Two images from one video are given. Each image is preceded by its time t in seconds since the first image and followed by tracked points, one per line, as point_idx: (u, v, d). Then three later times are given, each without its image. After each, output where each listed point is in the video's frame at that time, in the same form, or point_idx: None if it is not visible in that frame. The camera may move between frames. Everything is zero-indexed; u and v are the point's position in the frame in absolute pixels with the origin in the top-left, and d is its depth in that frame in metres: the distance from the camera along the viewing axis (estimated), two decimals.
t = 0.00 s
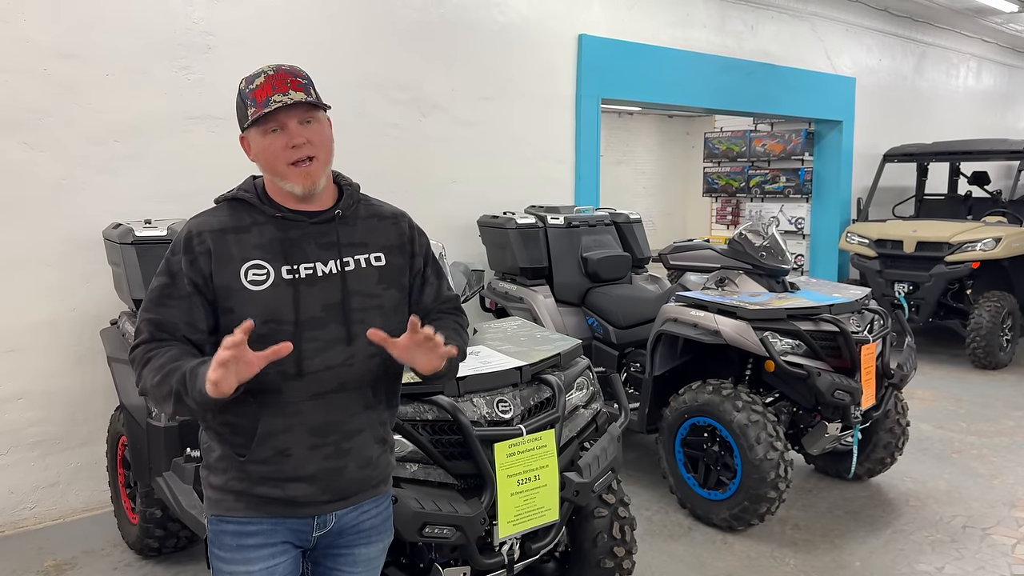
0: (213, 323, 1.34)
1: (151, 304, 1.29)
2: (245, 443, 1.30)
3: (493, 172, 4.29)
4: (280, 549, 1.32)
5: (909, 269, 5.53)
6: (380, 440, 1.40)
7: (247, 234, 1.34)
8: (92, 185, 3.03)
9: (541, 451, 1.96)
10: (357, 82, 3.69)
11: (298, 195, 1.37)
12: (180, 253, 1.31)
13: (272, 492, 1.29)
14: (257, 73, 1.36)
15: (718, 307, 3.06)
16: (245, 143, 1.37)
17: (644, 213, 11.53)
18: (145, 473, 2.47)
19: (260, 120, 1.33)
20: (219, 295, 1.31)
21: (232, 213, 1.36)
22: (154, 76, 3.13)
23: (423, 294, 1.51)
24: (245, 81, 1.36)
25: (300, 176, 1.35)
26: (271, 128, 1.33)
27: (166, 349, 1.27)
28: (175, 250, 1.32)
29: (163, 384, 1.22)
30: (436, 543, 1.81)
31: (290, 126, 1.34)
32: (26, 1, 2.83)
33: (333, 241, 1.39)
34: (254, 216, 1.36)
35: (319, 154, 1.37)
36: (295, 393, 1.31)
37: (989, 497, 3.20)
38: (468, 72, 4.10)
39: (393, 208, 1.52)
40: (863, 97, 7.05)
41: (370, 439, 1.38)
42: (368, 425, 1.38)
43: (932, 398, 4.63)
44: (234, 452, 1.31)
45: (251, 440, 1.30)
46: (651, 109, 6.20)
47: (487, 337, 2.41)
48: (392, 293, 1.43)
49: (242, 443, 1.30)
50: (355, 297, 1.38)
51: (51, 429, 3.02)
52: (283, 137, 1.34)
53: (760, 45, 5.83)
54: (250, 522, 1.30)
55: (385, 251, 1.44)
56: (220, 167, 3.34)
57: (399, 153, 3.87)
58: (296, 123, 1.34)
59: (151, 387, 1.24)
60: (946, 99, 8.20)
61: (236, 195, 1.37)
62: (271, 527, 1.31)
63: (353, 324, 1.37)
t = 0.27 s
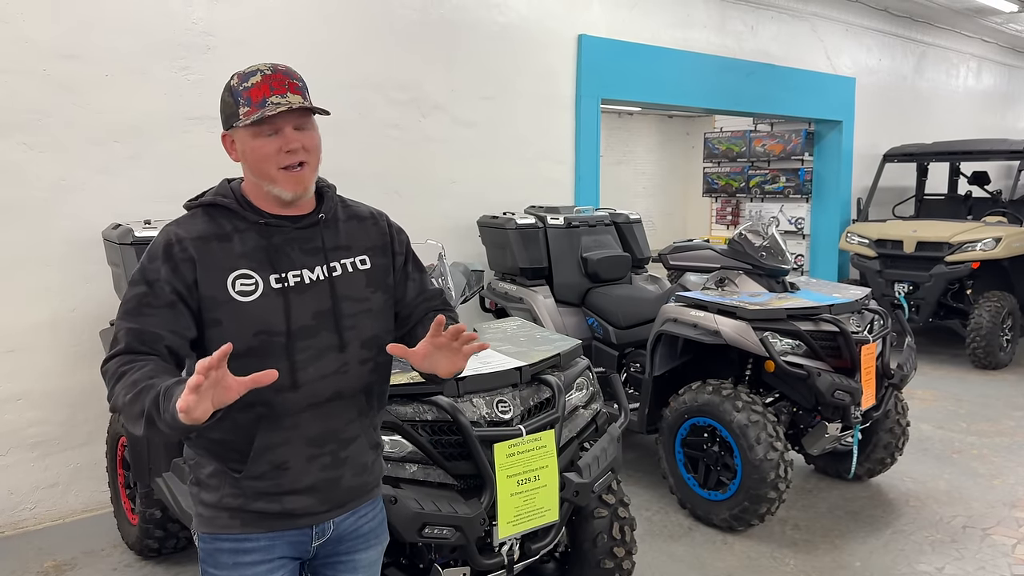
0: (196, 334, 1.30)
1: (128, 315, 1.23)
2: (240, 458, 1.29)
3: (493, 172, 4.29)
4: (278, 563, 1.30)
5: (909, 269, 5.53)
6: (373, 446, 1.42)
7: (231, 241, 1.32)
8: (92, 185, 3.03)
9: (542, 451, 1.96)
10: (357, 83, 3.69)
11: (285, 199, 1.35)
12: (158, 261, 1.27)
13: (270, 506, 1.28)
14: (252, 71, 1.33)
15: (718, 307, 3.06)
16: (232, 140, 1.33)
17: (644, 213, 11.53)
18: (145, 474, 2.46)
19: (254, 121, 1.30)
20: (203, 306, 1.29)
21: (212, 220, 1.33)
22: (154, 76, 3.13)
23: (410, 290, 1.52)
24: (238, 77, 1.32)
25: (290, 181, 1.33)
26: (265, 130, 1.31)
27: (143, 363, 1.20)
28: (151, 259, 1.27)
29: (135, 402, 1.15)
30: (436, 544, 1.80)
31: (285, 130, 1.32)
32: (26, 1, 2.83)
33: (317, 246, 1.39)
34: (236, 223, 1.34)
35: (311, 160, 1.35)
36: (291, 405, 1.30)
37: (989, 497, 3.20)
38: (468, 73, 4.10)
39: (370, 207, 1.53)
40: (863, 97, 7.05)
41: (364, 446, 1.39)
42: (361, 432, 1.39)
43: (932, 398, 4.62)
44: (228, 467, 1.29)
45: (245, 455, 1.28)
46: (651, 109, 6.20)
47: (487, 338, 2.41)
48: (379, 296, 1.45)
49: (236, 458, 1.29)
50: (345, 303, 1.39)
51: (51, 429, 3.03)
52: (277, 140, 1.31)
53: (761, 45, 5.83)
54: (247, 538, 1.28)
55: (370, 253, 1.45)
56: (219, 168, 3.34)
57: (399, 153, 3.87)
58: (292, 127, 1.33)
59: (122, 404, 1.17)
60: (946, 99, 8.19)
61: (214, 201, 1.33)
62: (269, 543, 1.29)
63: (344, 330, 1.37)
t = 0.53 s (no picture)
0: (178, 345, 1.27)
1: (107, 327, 1.20)
2: (223, 470, 1.27)
3: (493, 172, 4.29)
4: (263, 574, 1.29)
5: (909, 269, 5.53)
6: (359, 454, 1.42)
7: (212, 246, 1.30)
8: (92, 186, 3.03)
9: (541, 451, 1.96)
10: (356, 83, 3.68)
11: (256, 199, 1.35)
12: (137, 269, 1.23)
13: (254, 518, 1.26)
14: (217, 65, 1.32)
15: (718, 306, 3.06)
16: (202, 139, 1.33)
17: (644, 212, 11.53)
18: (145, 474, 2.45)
19: (217, 118, 1.30)
20: (184, 314, 1.26)
21: (191, 223, 1.30)
22: (154, 76, 3.12)
23: (397, 293, 1.53)
24: (204, 73, 1.32)
25: (256, 179, 1.32)
26: (228, 126, 1.30)
27: (125, 381, 1.17)
28: (128, 266, 1.23)
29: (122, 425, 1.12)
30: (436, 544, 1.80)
31: (248, 127, 1.31)
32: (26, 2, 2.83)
33: (302, 248, 1.38)
34: (216, 226, 1.32)
35: (279, 156, 1.34)
36: (278, 413, 1.29)
37: (989, 497, 3.20)
38: (468, 73, 4.10)
39: (354, 206, 1.52)
40: (863, 97, 7.04)
41: (350, 454, 1.40)
42: (347, 441, 1.39)
43: (933, 398, 4.62)
44: (209, 478, 1.27)
45: (229, 467, 1.27)
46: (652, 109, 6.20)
47: (487, 337, 2.41)
48: (365, 299, 1.45)
49: (218, 470, 1.27)
50: (332, 307, 1.38)
51: (51, 429, 3.02)
52: (240, 137, 1.30)
53: (761, 45, 5.83)
54: (229, 550, 1.26)
55: (356, 254, 1.45)
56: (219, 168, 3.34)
57: (399, 153, 3.87)
58: (255, 123, 1.31)
59: (107, 426, 1.13)
60: (946, 98, 8.19)
61: (193, 202, 1.31)
62: (251, 555, 1.27)
63: (331, 336, 1.37)
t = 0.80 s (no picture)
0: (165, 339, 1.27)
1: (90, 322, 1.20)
2: (208, 473, 1.27)
3: (493, 172, 4.29)
4: None
5: (909, 269, 5.53)
6: (349, 452, 1.43)
7: (195, 240, 1.30)
8: (92, 185, 3.03)
9: (541, 451, 1.96)
10: (356, 82, 3.68)
11: (244, 194, 1.34)
12: (119, 261, 1.24)
13: (242, 523, 1.26)
14: (196, 61, 1.31)
15: (718, 306, 3.06)
16: (184, 137, 1.32)
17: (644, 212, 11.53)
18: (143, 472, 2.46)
19: (200, 113, 1.29)
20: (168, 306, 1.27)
21: (175, 217, 1.31)
22: (154, 75, 3.13)
23: (383, 291, 1.52)
24: (183, 69, 1.31)
25: (245, 173, 1.31)
26: (212, 121, 1.29)
27: (113, 346, 1.17)
28: (111, 258, 1.24)
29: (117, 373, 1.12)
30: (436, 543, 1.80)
31: (233, 120, 1.30)
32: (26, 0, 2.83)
33: (287, 243, 1.38)
34: (200, 221, 1.32)
35: (264, 149, 1.33)
36: (264, 411, 1.29)
37: (990, 496, 3.19)
38: (468, 72, 4.10)
39: (343, 204, 1.53)
40: (864, 97, 7.04)
41: (341, 453, 1.40)
42: (338, 439, 1.39)
43: (933, 397, 4.62)
44: (195, 483, 1.27)
45: (213, 470, 1.26)
46: (652, 108, 6.20)
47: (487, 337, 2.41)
48: (354, 295, 1.45)
49: (203, 473, 1.26)
50: (319, 302, 1.38)
51: (51, 428, 3.03)
52: (225, 131, 1.29)
53: (761, 45, 5.83)
54: (219, 559, 1.27)
55: (343, 250, 1.45)
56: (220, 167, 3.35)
57: (399, 153, 3.87)
58: (239, 116, 1.31)
59: (100, 386, 1.13)
60: (946, 98, 8.19)
61: (177, 199, 1.31)
62: (241, 563, 1.27)
63: (318, 332, 1.37)
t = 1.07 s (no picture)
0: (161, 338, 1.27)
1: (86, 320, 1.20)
2: (202, 475, 1.26)
3: (493, 171, 4.29)
4: None
5: (909, 269, 5.53)
6: (347, 454, 1.43)
7: (192, 238, 1.30)
8: (92, 184, 3.03)
9: (541, 450, 1.96)
10: (357, 81, 3.68)
11: (240, 189, 1.34)
12: (115, 258, 1.23)
13: (239, 525, 1.26)
14: (196, 56, 1.32)
15: (719, 306, 3.06)
16: (182, 131, 1.33)
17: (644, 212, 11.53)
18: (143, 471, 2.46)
19: (199, 107, 1.30)
20: (166, 304, 1.27)
21: (171, 216, 1.31)
22: (154, 75, 3.13)
23: (378, 293, 1.53)
24: (182, 64, 1.32)
25: (241, 167, 1.32)
26: (211, 115, 1.30)
27: (103, 343, 1.17)
28: (106, 255, 1.23)
29: (104, 377, 1.12)
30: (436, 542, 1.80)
31: (232, 114, 1.31)
32: None
33: (284, 242, 1.38)
34: (196, 218, 1.32)
35: (262, 144, 1.34)
36: (261, 411, 1.29)
37: (990, 496, 3.19)
38: (468, 71, 4.10)
39: (339, 204, 1.53)
40: (864, 97, 7.04)
41: (338, 454, 1.40)
42: (335, 439, 1.40)
43: (933, 397, 4.62)
44: (191, 485, 1.27)
45: (208, 470, 1.26)
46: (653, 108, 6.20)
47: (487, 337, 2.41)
48: (350, 294, 1.45)
49: (199, 474, 1.26)
50: (316, 301, 1.39)
51: (52, 427, 3.03)
52: (224, 124, 1.30)
53: (762, 45, 5.83)
54: (215, 562, 1.26)
55: (340, 250, 1.46)
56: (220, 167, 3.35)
57: (399, 153, 3.87)
58: (238, 110, 1.32)
59: (89, 387, 1.13)
60: (947, 98, 8.18)
61: (173, 197, 1.31)
62: (238, 566, 1.27)
63: (315, 331, 1.37)
